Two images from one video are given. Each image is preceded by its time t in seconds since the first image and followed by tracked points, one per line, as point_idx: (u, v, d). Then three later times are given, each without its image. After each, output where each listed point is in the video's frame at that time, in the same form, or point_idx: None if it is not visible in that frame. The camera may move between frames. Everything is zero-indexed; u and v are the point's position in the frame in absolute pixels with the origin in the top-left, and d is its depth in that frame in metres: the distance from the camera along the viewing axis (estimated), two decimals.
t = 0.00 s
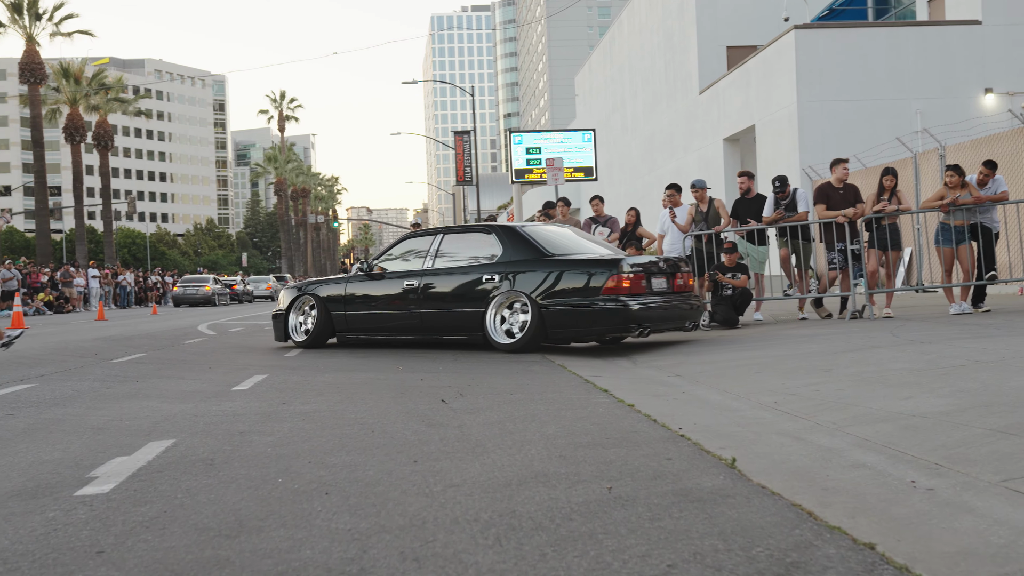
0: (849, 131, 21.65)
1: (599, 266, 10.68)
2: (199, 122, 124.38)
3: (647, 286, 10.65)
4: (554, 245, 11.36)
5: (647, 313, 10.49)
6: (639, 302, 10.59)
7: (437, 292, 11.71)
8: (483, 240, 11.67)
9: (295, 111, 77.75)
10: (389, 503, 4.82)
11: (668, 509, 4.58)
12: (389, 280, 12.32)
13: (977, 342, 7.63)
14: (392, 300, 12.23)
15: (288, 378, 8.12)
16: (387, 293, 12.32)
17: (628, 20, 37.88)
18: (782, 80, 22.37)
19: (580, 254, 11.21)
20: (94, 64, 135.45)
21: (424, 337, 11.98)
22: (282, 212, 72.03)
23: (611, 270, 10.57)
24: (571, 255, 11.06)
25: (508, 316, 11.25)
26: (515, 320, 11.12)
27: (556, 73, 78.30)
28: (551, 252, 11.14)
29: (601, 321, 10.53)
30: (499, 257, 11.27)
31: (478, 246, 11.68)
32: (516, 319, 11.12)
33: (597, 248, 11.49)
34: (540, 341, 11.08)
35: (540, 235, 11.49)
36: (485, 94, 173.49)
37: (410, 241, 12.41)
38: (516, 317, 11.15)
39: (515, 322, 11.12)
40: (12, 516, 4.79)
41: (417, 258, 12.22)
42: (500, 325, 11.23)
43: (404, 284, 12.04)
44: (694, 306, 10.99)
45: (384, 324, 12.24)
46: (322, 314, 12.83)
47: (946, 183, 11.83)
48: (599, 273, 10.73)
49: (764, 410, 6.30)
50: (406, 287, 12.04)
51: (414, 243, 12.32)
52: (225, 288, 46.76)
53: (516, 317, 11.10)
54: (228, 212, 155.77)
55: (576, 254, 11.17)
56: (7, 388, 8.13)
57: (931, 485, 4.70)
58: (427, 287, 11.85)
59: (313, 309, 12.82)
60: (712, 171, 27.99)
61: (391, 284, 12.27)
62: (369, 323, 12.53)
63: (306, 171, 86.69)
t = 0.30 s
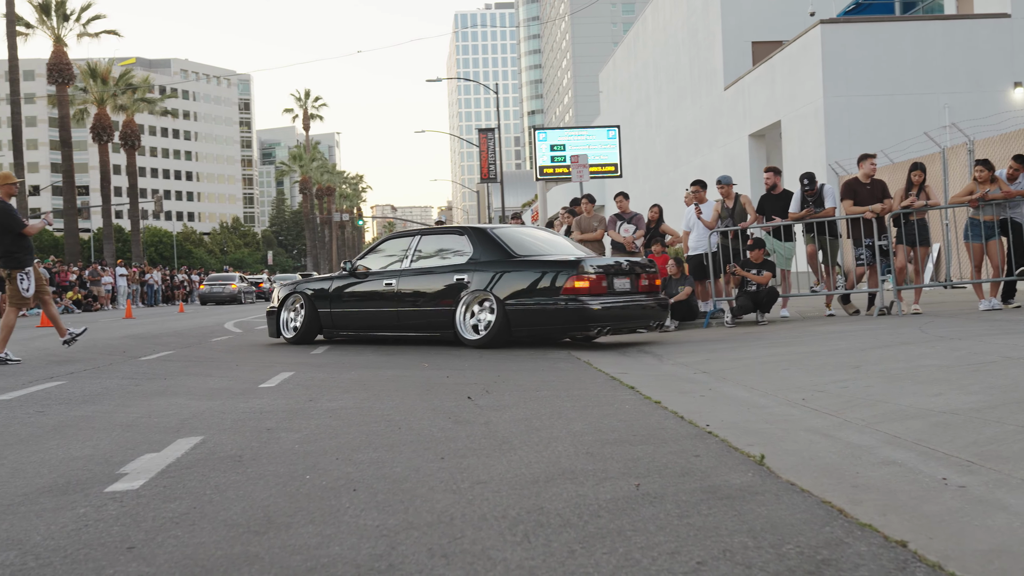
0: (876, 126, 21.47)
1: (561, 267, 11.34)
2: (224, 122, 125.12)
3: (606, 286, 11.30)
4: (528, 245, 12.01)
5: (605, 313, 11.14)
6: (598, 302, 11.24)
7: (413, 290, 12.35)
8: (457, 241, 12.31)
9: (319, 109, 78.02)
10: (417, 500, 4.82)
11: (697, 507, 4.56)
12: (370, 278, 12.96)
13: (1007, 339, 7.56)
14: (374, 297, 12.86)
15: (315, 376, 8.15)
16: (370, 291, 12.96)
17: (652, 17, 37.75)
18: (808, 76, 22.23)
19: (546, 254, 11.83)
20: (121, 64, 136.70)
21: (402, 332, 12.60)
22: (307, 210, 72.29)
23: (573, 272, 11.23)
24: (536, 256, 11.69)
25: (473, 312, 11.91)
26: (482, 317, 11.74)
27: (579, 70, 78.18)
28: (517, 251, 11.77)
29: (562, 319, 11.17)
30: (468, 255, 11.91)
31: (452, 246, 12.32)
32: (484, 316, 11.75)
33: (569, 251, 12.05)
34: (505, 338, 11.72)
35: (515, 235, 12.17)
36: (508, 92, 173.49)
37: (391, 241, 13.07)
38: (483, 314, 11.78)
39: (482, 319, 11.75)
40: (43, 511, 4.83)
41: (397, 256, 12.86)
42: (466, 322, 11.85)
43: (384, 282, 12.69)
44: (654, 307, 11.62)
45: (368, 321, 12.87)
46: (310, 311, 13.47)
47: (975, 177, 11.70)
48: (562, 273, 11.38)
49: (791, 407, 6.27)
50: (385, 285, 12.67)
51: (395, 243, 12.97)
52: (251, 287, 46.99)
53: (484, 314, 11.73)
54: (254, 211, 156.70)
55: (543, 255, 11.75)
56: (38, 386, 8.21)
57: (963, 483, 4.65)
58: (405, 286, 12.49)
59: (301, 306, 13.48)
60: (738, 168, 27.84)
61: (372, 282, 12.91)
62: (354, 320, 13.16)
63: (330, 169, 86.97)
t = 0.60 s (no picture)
0: (902, 121, 21.28)
1: (518, 264, 11.94)
2: (249, 121, 125.84)
3: (562, 282, 11.88)
4: (506, 241, 12.60)
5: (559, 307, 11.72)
6: (554, 296, 11.82)
7: (387, 288, 12.91)
8: (427, 240, 12.89)
9: (342, 108, 78.34)
10: (443, 497, 4.83)
11: (723, 504, 4.54)
12: (351, 277, 13.55)
13: None
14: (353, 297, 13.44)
15: (339, 373, 8.18)
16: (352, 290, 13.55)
17: (675, 13, 37.59)
18: (833, 71, 22.08)
19: (509, 252, 12.36)
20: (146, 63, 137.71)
21: (378, 330, 13.16)
22: (331, 209, 72.60)
23: (528, 268, 11.83)
24: (498, 254, 12.25)
25: (441, 309, 12.51)
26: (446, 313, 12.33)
27: (602, 67, 77.98)
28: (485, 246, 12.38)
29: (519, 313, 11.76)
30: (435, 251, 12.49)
31: (421, 246, 12.90)
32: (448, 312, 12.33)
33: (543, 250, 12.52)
34: (468, 333, 12.32)
35: (495, 231, 12.79)
36: (531, 89, 173.35)
37: (372, 242, 13.67)
38: (448, 311, 12.37)
39: (447, 315, 12.33)
40: (72, 507, 4.88)
41: (374, 256, 13.46)
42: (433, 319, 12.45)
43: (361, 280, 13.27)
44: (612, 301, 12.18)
45: (348, 319, 13.47)
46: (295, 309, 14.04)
47: (1003, 173, 11.60)
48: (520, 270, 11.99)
49: (818, 404, 6.22)
50: (363, 284, 13.26)
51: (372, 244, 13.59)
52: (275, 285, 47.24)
53: (448, 310, 12.31)
54: (278, 210, 157.55)
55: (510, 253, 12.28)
56: (66, 383, 8.28)
57: (993, 480, 4.60)
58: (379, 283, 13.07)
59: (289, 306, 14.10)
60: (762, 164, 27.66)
61: (353, 281, 13.50)
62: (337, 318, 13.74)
63: (354, 168, 87.28)
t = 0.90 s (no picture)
0: (928, 117, 21.11)
1: (477, 266, 12.84)
2: (272, 121, 126.54)
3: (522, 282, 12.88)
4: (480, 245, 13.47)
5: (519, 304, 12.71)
6: (514, 295, 12.82)
7: (365, 288, 13.62)
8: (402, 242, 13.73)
9: (365, 107, 78.70)
10: (469, 494, 4.83)
11: (751, 501, 4.52)
12: (335, 277, 14.26)
13: None
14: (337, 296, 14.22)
15: (364, 371, 8.22)
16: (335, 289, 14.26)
17: (697, 10, 37.48)
18: (857, 66, 21.93)
19: (475, 254, 13.19)
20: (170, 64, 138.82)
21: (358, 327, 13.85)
22: (354, 208, 72.86)
23: (487, 270, 12.75)
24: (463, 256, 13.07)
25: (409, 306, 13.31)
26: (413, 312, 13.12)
27: (624, 64, 77.85)
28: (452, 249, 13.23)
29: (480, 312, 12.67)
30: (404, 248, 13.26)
31: (393, 248, 13.70)
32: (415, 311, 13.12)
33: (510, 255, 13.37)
34: (432, 330, 13.15)
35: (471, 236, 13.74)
36: (552, 88, 173.21)
37: (354, 244, 14.43)
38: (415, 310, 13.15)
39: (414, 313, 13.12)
40: (101, 505, 4.92)
41: (355, 257, 14.21)
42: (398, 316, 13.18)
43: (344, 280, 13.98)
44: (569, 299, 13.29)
45: (332, 317, 14.16)
46: (285, 307, 14.75)
47: None
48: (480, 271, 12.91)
49: (844, 402, 6.19)
50: (344, 284, 13.98)
51: (355, 246, 14.34)
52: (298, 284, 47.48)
53: (415, 310, 13.10)
54: (301, 209, 158.29)
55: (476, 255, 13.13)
56: (94, 381, 8.37)
57: None
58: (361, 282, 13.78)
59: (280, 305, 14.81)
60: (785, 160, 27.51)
61: (337, 281, 14.20)
62: (324, 315, 14.43)
63: (376, 167, 87.60)
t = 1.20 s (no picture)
0: (955, 112, 20.92)
1: (436, 266, 13.22)
2: (296, 120, 127.17)
3: (479, 282, 13.26)
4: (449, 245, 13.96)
5: (475, 304, 13.11)
6: (472, 294, 13.21)
7: (345, 286, 14.14)
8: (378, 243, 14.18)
9: (388, 105, 78.96)
10: (496, 492, 4.83)
11: (780, 499, 4.50)
12: (322, 277, 14.77)
13: None
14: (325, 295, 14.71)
15: (388, 369, 8.24)
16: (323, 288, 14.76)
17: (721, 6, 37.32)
18: (883, 62, 21.79)
19: (441, 255, 13.57)
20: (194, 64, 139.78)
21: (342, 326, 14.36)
22: (378, 206, 73.08)
23: (445, 270, 13.11)
24: (428, 257, 13.46)
25: (380, 306, 13.83)
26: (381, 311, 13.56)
27: (647, 61, 77.61)
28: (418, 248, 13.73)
29: (438, 311, 13.07)
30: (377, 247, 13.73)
31: (370, 249, 14.15)
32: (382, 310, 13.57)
33: (474, 255, 13.81)
34: (399, 328, 13.58)
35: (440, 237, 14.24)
36: (575, 85, 173.03)
37: (340, 245, 14.91)
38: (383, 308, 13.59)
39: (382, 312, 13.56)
40: (130, 502, 4.96)
41: (341, 257, 14.69)
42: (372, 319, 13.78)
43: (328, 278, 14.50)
44: (529, 298, 13.70)
45: (318, 316, 14.70)
46: (281, 304, 15.31)
47: None
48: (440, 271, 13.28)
49: (871, 399, 6.15)
50: (328, 284, 14.48)
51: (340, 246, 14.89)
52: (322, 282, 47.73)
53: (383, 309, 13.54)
54: (325, 208, 159.10)
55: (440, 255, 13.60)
56: (122, 379, 8.45)
57: None
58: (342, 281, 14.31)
59: (275, 303, 15.38)
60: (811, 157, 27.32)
61: (323, 280, 14.71)
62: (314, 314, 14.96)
63: (400, 166, 87.84)
